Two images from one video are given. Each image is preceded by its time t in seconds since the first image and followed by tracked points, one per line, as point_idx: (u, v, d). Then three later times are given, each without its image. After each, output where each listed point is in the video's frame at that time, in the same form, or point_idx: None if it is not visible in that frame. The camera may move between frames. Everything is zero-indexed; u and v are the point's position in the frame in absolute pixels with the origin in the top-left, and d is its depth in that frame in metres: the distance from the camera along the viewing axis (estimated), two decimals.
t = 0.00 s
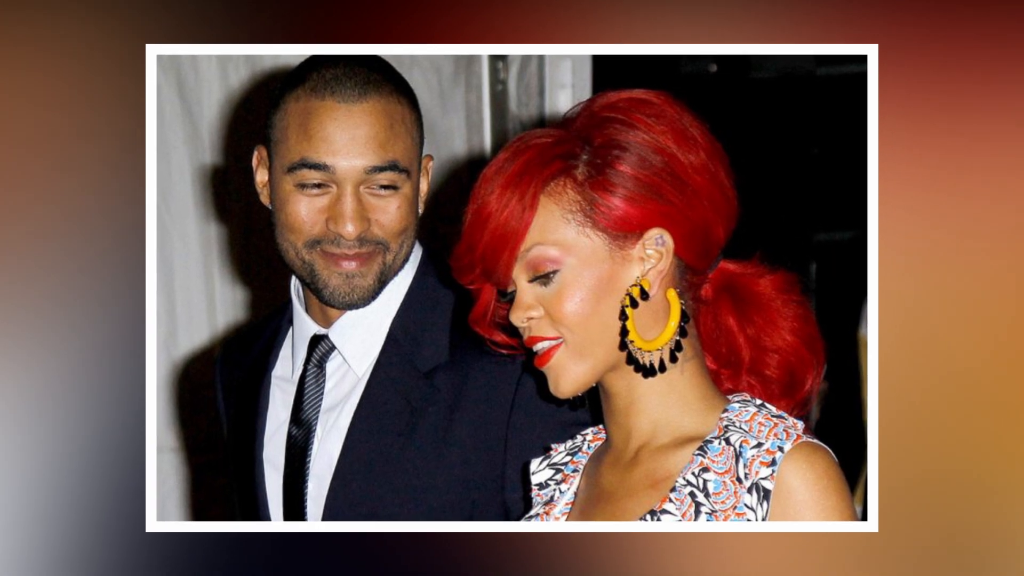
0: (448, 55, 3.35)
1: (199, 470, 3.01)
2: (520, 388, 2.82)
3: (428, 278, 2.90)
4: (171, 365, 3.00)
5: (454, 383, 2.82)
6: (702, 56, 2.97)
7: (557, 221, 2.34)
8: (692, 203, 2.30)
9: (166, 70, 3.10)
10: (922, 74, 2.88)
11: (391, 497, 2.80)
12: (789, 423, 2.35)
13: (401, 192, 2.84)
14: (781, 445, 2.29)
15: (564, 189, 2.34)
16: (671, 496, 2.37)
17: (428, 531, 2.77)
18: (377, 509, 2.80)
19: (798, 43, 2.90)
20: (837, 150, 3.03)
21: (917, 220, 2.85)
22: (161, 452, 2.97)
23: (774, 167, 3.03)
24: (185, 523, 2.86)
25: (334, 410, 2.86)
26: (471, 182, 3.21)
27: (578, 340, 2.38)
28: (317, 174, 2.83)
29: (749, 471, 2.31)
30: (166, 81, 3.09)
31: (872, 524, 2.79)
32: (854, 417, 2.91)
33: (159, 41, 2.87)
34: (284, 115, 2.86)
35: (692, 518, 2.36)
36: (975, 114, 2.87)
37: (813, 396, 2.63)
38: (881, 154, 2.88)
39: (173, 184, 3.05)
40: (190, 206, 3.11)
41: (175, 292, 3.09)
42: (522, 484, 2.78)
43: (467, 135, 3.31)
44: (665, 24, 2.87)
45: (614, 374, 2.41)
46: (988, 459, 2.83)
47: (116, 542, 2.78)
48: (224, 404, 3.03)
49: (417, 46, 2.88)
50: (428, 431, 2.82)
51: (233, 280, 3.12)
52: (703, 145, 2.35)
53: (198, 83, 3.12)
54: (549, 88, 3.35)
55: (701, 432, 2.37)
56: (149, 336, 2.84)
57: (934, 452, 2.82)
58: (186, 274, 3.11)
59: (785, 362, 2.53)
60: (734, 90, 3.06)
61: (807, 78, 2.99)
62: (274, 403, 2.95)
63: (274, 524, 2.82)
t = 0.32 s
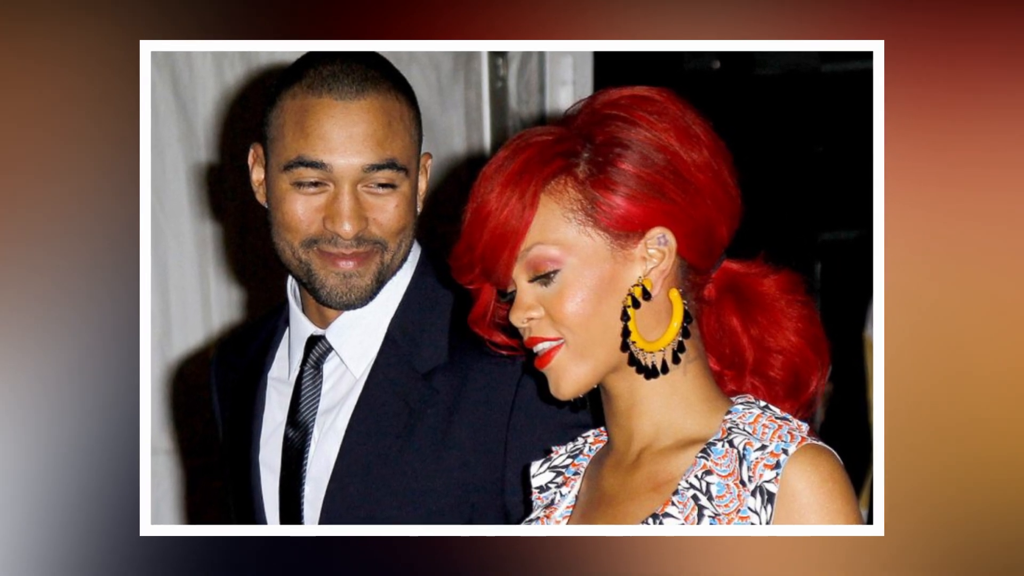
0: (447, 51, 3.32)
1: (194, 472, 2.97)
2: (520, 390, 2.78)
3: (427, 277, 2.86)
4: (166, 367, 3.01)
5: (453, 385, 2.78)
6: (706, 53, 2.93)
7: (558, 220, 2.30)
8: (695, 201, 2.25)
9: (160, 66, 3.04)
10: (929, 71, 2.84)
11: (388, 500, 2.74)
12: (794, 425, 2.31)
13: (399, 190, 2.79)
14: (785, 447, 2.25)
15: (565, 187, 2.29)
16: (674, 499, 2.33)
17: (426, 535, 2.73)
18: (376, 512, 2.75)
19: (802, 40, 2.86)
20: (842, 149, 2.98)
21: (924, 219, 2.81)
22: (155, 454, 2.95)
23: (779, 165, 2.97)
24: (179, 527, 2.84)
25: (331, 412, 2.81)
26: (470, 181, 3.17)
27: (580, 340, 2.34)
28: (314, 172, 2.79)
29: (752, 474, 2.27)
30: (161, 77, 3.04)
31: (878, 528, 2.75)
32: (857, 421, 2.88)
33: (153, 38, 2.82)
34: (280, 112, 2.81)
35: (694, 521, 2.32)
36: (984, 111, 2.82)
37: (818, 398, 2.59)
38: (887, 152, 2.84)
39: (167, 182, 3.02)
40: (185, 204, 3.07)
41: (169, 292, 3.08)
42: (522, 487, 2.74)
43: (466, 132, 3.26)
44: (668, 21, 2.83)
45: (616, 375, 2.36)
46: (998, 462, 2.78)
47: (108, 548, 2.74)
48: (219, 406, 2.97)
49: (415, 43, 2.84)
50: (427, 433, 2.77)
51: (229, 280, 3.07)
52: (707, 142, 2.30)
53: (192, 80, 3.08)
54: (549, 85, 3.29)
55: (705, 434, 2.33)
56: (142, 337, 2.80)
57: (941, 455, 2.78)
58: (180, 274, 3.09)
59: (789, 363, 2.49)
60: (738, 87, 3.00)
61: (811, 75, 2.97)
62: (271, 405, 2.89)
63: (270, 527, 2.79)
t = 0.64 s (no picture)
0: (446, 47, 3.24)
1: (189, 476, 2.90)
2: (520, 391, 2.73)
3: (425, 278, 2.80)
4: (160, 368, 2.91)
5: (452, 387, 2.74)
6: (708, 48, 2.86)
7: (559, 219, 2.26)
8: (698, 199, 2.21)
9: (155, 63, 2.94)
10: (936, 67, 2.80)
11: (386, 504, 2.71)
12: (798, 427, 2.27)
13: (398, 189, 2.76)
14: (790, 450, 2.21)
15: (565, 185, 2.25)
16: (676, 503, 2.29)
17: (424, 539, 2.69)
18: (373, 517, 2.71)
19: (804, 36, 2.83)
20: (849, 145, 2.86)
21: (931, 217, 2.77)
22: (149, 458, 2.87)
23: (784, 164, 2.85)
24: (175, 530, 2.80)
25: (328, 414, 2.77)
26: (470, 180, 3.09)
27: (581, 341, 2.29)
28: (311, 170, 2.75)
29: (756, 477, 2.22)
30: (155, 74, 2.94)
31: (885, 531, 2.70)
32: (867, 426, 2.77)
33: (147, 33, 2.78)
34: (276, 109, 2.77)
35: (697, 525, 2.29)
36: (991, 109, 2.78)
37: (823, 400, 2.53)
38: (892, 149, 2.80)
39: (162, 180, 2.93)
40: (179, 203, 2.99)
41: (164, 293, 2.95)
42: (522, 491, 2.69)
43: (465, 130, 3.20)
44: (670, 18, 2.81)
45: (617, 377, 2.32)
46: (1005, 466, 2.74)
47: (103, 556, 2.70)
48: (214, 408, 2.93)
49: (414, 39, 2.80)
50: (425, 436, 2.73)
51: (224, 280, 2.98)
52: (709, 140, 2.26)
53: (187, 76, 3.00)
54: (550, 81, 3.23)
55: (708, 437, 2.28)
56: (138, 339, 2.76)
57: (948, 458, 2.74)
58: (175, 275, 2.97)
59: (793, 364, 2.45)
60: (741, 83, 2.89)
61: (817, 71, 2.87)
62: (267, 407, 2.86)
63: (268, 532, 2.74)
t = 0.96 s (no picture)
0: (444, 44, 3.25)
1: (183, 478, 2.95)
2: (521, 393, 2.69)
3: (424, 278, 2.77)
4: (154, 369, 2.98)
5: (451, 388, 2.68)
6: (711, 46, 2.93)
7: (559, 218, 2.20)
8: (701, 198, 2.17)
9: (149, 60, 2.98)
10: (943, 66, 2.74)
11: (385, 507, 2.66)
12: (803, 429, 2.22)
13: (396, 187, 2.70)
14: (794, 452, 2.16)
15: (566, 184, 2.20)
16: (679, 506, 2.23)
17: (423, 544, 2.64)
18: (371, 520, 2.66)
19: (810, 31, 2.78)
20: (852, 143, 2.94)
21: (939, 216, 2.72)
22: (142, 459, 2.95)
23: (786, 162, 2.95)
24: (169, 534, 2.78)
25: (325, 416, 2.72)
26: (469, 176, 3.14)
27: (582, 342, 2.24)
28: (307, 169, 2.70)
29: (760, 480, 2.17)
30: (149, 71, 2.98)
31: (891, 535, 2.66)
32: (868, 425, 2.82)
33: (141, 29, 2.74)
34: (272, 106, 2.72)
35: (700, 529, 2.21)
36: (1002, 104, 2.73)
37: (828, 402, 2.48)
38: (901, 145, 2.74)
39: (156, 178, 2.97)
40: (174, 202, 3.04)
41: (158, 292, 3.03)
42: (522, 494, 2.65)
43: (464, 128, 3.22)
44: (675, 11, 2.74)
45: (619, 379, 2.27)
46: (1014, 470, 2.69)
47: (94, 561, 2.65)
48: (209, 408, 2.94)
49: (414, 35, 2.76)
50: (423, 438, 2.68)
51: (219, 280, 3.05)
52: (713, 138, 2.21)
53: (182, 73, 3.01)
54: (551, 78, 3.23)
55: (711, 439, 2.24)
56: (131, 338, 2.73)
57: (956, 460, 2.69)
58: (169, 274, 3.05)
59: (798, 366, 2.40)
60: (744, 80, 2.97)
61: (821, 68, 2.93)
62: (262, 409, 2.81)
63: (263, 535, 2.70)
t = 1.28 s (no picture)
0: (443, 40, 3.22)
1: (178, 482, 2.89)
2: (521, 395, 2.65)
3: (423, 277, 2.73)
4: (149, 371, 2.93)
5: (450, 390, 2.65)
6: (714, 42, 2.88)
7: (560, 217, 2.16)
8: (704, 197, 2.13)
9: (144, 57, 2.95)
10: (944, 57, 2.70)
11: (382, 511, 2.61)
12: (808, 432, 2.18)
13: (394, 185, 2.67)
14: (799, 455, 2.12)
15: (567, 182, 2.15)
16: (682, 510, 2.18)
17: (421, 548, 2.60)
18: (368, 524, 2.61)
19: (815, 27, 2.75)
20: (857, 141, 2.90)
21: (945, 215, 2.68)
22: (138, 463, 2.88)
23: (790, 160, 2.90)
24: (165, 538, 2.74)
25: (322, 418, 2.68)
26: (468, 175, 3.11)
27: (583, 343, 2.20)
28: (304, 167, 2.65)
29: (764, 483, 2.13)
30: (144, 67, 2.95)
31: (896, 540, 2.62)
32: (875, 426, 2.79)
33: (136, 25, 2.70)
34: (268, 103, 2.68)
35: (704, 533, 2.16)
36: (1009, 99, 2.69)
37: (833, 404, 2.44)
38: (907, 142, 2.70)
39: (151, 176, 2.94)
40: (170, 201, 2.99)
41: (153, 293, 2.99)
42: (522, 497, 2.60)
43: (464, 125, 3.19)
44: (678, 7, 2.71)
45: (621, 381, 2.23)
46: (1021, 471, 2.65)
47: (85, 566, 2.62)
48: (204, 411, 2.88)
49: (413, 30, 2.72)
50: (422, 441, 2.64)
51: (214, 280, 3.00)
52: (716, 136, 2.17)
53: (177, 69, 2.99)
54: (552, 75, 3.20)
55: (714, 441, 2.20)
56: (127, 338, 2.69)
57: (962, 463, 2.65)
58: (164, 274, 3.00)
59: (803, 367, 2.35)
60: (748, 77, 2.93)
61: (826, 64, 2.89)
62: (259, 411, 2.78)
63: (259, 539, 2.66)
